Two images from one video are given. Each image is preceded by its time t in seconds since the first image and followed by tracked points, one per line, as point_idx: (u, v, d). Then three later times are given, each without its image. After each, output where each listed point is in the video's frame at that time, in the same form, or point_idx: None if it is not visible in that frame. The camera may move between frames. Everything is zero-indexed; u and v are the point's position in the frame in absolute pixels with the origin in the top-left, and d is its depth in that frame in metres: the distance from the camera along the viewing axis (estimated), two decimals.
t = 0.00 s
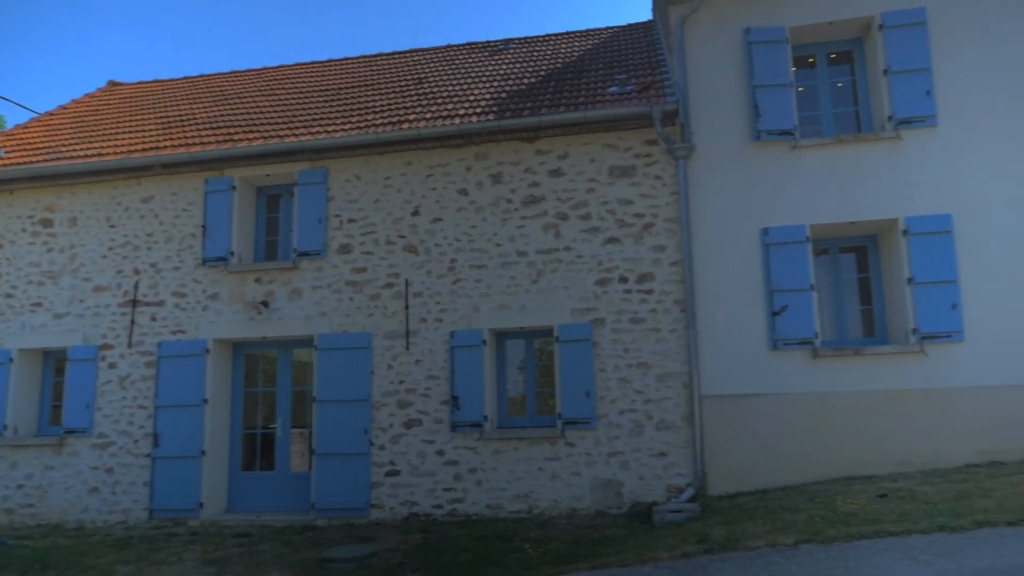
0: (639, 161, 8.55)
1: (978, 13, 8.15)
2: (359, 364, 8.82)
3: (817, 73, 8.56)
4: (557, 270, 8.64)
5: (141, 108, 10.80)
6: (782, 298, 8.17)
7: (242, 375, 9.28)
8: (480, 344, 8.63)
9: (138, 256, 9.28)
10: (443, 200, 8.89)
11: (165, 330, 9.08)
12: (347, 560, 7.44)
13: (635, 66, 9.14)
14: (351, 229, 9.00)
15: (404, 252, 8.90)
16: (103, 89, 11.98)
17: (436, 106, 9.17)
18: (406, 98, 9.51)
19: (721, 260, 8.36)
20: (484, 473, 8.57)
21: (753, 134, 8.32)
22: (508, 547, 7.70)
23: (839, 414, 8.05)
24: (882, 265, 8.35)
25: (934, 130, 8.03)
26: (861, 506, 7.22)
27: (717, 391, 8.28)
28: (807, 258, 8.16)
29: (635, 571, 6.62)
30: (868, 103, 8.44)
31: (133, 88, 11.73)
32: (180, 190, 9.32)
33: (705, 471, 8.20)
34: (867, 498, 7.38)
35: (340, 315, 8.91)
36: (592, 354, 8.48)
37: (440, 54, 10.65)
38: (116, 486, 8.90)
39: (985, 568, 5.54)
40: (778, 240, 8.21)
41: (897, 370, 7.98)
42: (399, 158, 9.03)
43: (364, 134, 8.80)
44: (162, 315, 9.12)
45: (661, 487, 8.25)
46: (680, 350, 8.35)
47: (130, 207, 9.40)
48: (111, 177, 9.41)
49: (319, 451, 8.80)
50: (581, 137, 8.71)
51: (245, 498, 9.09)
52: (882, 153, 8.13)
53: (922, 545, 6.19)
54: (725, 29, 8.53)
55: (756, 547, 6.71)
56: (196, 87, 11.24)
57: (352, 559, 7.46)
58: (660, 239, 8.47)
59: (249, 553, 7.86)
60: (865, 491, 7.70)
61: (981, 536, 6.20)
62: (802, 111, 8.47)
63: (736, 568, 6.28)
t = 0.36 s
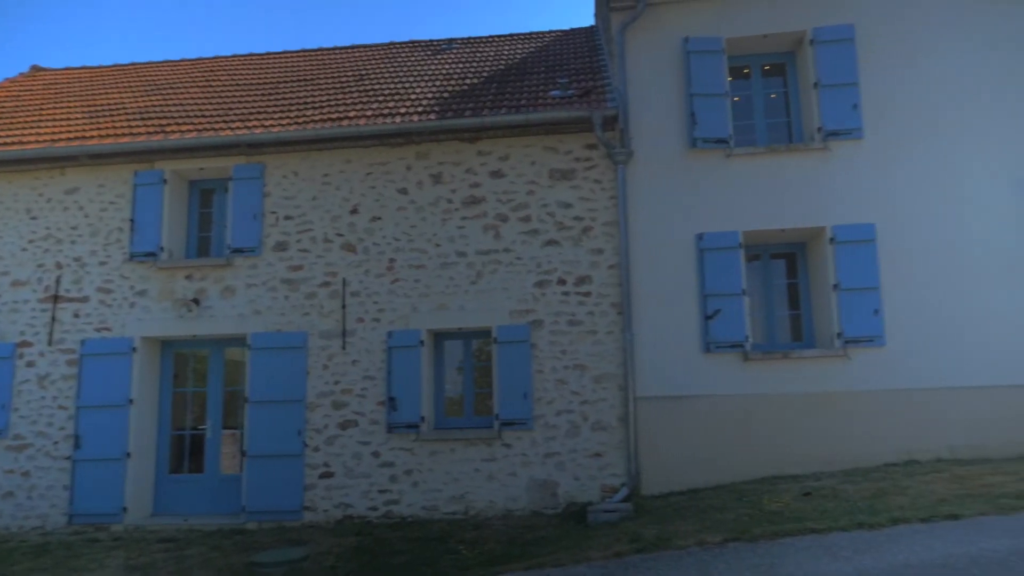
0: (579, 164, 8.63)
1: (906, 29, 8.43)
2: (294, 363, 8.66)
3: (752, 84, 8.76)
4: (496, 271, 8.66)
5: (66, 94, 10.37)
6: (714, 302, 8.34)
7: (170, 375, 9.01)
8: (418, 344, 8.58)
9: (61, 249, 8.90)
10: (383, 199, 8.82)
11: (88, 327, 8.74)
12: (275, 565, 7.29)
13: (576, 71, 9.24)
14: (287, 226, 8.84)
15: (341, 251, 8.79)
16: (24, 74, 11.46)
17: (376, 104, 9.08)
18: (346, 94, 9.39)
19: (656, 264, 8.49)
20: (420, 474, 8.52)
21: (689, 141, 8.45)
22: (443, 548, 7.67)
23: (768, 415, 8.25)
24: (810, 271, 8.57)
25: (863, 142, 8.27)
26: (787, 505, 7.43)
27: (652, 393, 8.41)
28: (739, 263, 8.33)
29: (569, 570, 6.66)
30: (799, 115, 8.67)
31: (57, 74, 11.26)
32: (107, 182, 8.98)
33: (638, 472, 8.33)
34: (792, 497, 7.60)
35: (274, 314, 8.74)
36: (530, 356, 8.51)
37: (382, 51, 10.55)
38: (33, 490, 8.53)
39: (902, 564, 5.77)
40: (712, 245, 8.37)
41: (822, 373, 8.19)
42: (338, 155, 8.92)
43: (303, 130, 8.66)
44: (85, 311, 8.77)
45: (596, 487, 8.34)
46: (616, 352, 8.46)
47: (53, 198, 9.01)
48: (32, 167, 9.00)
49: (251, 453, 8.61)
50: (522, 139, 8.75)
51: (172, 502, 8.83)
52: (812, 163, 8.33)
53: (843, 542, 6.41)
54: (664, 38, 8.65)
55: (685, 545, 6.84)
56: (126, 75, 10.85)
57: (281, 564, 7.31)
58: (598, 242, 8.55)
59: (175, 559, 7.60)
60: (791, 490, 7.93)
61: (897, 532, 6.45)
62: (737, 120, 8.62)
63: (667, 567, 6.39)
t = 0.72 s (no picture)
0: (516, 166, 8.64)
1: (837, 37, 8.55)
2: (220, 363, 8.45)
3: (685, 93, 8.77)
4: (430, 271, 8.61)
5: None
6: (645, 305, 8.38)
7: (88, 374, 8.69)
8: (350, 344, 8.46)
9: None
10: (316, 196, 8.69)
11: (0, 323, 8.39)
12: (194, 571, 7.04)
13: (515, 73, 9.27)
14: (215, 221, 8.64)
15: (272, 248, 8.63)
16: None
17: (311, 99, 8.93)
18: (280, 88, 9.20)
19: (590, 266, 8.53)
20: (350, 476, 8.40)
21: (624, 147, 8.47)
22: (372, 551, 7.57)
23: (696, 417, 8.31)
24: (738, 277, 8.64)
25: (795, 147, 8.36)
26: (712, 504, 7.55)
27: (584, 395, 8.45)
28: (670, 268, 8.40)
29: (497, 572, 6.64)
30: (730, 125, 8.70)
31: None
32: (23, 171, 8.62)
33: (570, 473, 8.36)
34: (717, 497, 7.71)
35: (201, 311, 8.53)
36: (464, 357, 8.48)
37: (318, 46, 10.38)
38: None
39: (818, 561, 5.94)
40: (644, 249, 8.42)
41: (748, 376, 8.26)
42: (271, 150, 8.75)
43: (233, 123, 8.46)
44: None
45: (528, 487, 8.36)
46: (549, 354, 8.46)
47: None
48: None
49: (174, 455, 8.36)
50: (459, 139, 8.73)
51: (89, 506, 8.52)
52: (741, 172, 8.39)
53: (763, 539, 6.57)
54: (601, 44, 8.64)
55: (614, 545, 6.93)
56: (46, 59, 10.42)
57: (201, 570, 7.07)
58: (533, 245, 8.57)
59: (89, 565, 7.30)
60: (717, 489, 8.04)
61: (815, 529, 6.64)
62: (670, 128, 8.61)
63: (593, 567, 6.44)
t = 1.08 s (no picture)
0: (450, 167, 8.61)
1: (775, 40, 8.55)
2: (139, 362, 8.15)
3: (618, 98, 8.84)
4: (361, 271, 8.49)
5: None
6: (577, 307, 8.41)
7: None
8: (277, 344, 8.27)
9: None
10: (244, 191, 8.49)
11: None
12: None
13: (451, 73, 9.24)
14: (136, 215, 8.36)
15: (196, 244, 8.39)
16: None
17: (241, 91, 8.71)
18: (208, 79, 8.95)
19: (523, 268, 8.52)
20: (275, 478, 8.21)
21: (557, 150, 8.48)
22: (296, 555, 7.41)
23: (623, 418, 8.34)
24: (667, 281, 8.72)
25: (727, 151, 8.39)
26: (638, 503, 7.60)
27: (514, 396, 8.42)
28: (602, 271, 8.48)
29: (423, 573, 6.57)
30: (662, 131, 8.77)
31: None
32: None
33: (500, 474, 8.33)
34: (642, 496, 7.76)
35: (120, 308, 8.23)
36: (394, 357, 8.38)
37: (250, 37, 10.13)
38: None
39: (736, 558, 6.05)
40: (576, 252, 8.45)
41: (673, 377, 8.30)
42: (197, 143, 8.51)
43: (158, 113, 8.18)
44: None
45: (457, 488, 8.33)
46: (480, 355, 8.44)
47: None
48: None
49: (87, 457, 8.02)
50: (393, 138, 8.65)
51: None
52: (671, 179, 8.42)
53: (685, 538, 6.65)
54: (536, 47, 8.63)
55: (540, 545, 6.93)
56: None
57: None
58: (466, 245, 8.54)
59: None
60: (642, 488, 8.08)
61: (735, 528, 6.76)
62: (603, 133, 8.73)
63: (516, 568, 6.42)
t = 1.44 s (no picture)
0: (383, 165, 8.51)
1: (707, 51, 8.78)
2: (52, 360, 7.83)
3: (552, 102, 8.92)
4: (290, 268, 8.31)
5: None
6: (509, 308, 8.37)
7: None
8: (200, 343, 8.02)
9: None
10: (167, 184, 8.22)
11: None
12: None
13: (386, 70, 9.14)
14: (51, 206, 8.02)
15: (115, 237, 8.09)
16: None
17: (166, 80, 8.43)
18: (131, 66, 8.63)
19: (455, 268, 8.42)
20: (196, 481, 7.96)
21: (491, 152, 8.47)
22: (217, 560, 7.17)
23: (553, 420, 8.34)
24: (598, 283, 8.83)
25: (659, 157, 8.55)
26: (566, 503, 7.60)
27: (445, 396, 8.31)
28: (534, 273, 8.46)
29: None
30: (595, 135, 8.88)
31: None
32: None
33: (429, 474, 8.23)
34: (570, 496, 7.76)
35: (31, 303, 7.88)
36: (322, 357, 8.23)
37: (177, 24, 9.81)
38: None
39: (659, 555, 6.08)
40: (509, 253, 8.42)
41: (602, 379, 8.37)
42: (118, 132, 8.19)
43: (76, 100, 7.85)
44: None
45: (385, 490, 8.22)
46: (411, 355, 8.34)
47: None
48: None
49: None
50: (324, 134, 8.50)
51: None
52: (603, 183, 8.52)
53: (610, 537, 6.67)
54: (471, 48, 8.62)
55: (467, 546, 6.83)
56: None
57: None
58: (398, 245, 8.45)
59: None
60: (570, 488, 8.10)
61: (658, 526, 6.81)
62: (536, 136, 8.79)
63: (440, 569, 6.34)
